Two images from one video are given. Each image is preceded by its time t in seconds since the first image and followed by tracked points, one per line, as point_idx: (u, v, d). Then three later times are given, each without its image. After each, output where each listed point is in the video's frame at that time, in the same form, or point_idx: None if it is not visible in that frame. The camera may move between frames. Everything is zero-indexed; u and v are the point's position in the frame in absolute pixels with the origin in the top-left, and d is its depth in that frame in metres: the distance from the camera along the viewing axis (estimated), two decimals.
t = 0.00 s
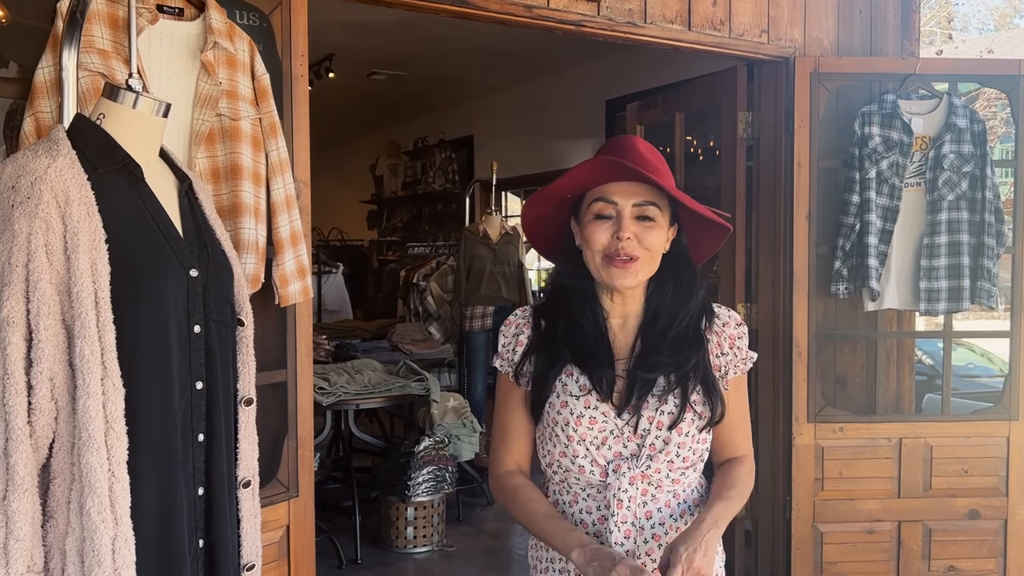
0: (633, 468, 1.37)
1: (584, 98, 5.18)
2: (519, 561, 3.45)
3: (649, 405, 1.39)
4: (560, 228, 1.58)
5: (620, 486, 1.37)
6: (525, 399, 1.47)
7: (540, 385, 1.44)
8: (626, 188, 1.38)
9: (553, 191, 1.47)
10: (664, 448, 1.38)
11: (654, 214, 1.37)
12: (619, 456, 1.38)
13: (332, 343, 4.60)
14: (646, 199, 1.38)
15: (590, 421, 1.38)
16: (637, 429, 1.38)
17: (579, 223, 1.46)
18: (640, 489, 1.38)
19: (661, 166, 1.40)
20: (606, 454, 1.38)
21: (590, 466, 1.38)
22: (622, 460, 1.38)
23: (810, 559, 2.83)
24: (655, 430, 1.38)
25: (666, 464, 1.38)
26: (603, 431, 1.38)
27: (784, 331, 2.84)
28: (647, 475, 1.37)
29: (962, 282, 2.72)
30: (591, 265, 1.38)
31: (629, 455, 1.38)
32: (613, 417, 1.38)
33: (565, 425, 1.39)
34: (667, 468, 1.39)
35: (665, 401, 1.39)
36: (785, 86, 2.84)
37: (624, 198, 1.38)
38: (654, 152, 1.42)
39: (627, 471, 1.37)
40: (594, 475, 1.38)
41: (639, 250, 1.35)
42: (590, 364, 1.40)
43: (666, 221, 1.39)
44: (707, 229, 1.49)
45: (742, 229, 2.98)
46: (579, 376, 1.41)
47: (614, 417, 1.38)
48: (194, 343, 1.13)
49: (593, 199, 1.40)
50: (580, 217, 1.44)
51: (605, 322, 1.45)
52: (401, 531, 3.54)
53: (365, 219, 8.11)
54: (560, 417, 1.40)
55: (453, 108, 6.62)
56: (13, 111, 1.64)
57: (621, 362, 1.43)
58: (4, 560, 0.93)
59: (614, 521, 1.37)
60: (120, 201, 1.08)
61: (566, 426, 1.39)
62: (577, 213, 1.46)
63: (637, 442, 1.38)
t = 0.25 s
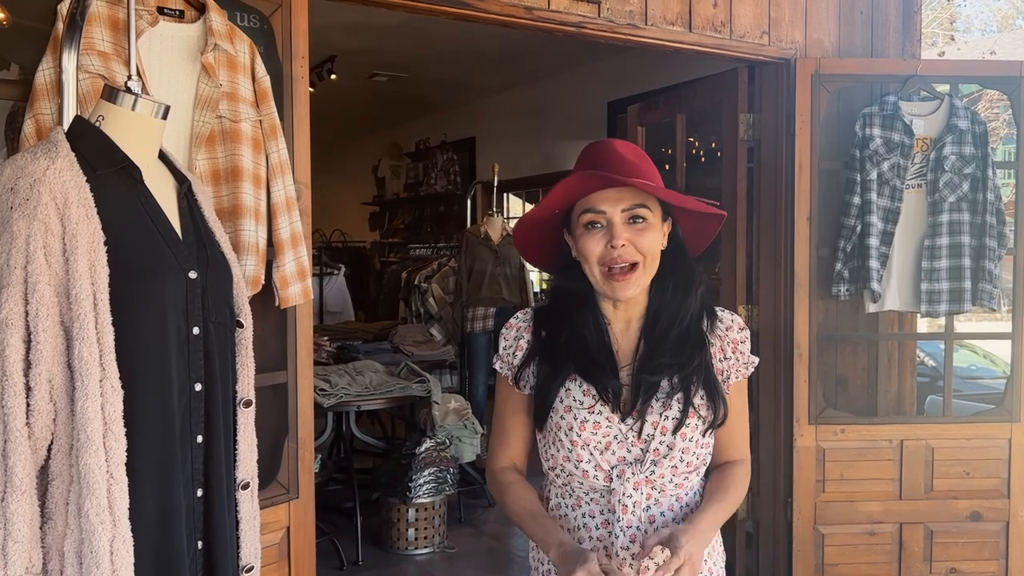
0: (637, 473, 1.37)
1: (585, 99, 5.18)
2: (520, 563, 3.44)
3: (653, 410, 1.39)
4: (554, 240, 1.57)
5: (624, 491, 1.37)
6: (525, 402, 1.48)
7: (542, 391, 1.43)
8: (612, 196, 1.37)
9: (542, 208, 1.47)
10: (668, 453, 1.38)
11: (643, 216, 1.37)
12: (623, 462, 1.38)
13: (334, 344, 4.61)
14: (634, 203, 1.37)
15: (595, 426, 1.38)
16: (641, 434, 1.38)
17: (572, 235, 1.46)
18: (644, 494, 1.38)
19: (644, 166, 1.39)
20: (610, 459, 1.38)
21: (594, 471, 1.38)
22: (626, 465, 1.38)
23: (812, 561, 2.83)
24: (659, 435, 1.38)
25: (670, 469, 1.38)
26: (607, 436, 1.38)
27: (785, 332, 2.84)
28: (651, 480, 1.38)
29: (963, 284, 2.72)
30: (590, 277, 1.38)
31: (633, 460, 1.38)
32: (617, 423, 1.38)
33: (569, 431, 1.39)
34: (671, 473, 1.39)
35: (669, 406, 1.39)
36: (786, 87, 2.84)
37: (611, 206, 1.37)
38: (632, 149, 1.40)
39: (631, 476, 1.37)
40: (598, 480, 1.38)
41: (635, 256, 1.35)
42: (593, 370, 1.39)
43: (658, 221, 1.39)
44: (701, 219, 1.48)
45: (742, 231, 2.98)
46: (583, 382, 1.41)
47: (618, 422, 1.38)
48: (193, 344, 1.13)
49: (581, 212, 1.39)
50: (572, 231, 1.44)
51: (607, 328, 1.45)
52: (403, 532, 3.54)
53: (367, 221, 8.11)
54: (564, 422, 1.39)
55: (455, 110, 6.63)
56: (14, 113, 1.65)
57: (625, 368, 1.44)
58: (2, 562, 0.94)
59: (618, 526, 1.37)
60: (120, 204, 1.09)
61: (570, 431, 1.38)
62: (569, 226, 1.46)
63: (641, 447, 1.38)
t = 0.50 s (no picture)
0: (636, 469, 1.36)
1: (586, 101, 5.18)
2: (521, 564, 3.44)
3: (653, 406, 1.39)
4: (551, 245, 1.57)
5: (622, 486, 1.36)
6: (525, 400, 1.48)
7: (542, 387, 1.43)
8: (605, 198, 1.37)
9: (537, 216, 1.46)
10: (667, 449, 1.37)
11: (638, 215, 1.37)
12: (621, 457, 1.37)
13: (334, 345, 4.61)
14: (627, 203, 1.37)
15: (594, 421, 1.38)
16: (640, 430, 1.38)
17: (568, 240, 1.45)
18: (641, 491, 1.36)
19: (633, 165, 1.39)
20: (608, 454, 1.37)
21: (592, 467, 1.37)
22: (625, 461, 1.37)
23: (812, 563, 2.82)
24: (658, 431, 1.38)
25: (668, 465, 1.37)
26: (606, 431, 1.38)
27: (785, 333, 2.84)
28: (649, 476, 1.37)
29: (963, 285, 2.72)
30: (590, 280, 1.38)
31: (632, 456, 1.38)
32: (616, 417, 1.38)
33: (568, 426, 1.39)
34: (670, 471, 1.38)
35: (669, 401, 1.39)
36: (786, 88, 2.84)
37: (605, 207, 1.37)
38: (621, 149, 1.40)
39: (629, 472, 1.36)
40: (596, 476, 1.38)
41: (633, 256, 1.34)
42: (593, 366, 1.40)
43: (653, 218, 1.39)
44: (695, 212, 1.47)
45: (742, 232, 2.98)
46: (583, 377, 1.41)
47: (617, 417, 1.38)
48: (192, 346, 1.14)
49: (576, 216, 1.39)
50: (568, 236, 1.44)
51: (608, 328, 1.45)
52: (403, 533, 3.54)
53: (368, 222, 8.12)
54: (564, 417, 1.40)
55: (456, 111, 6.63)
56: (14, 114, 1.65)
57: (625, 365, 1.44)
58: None
59: (615, 522, 1.35)
60: (118, 205, 1.09)
61: (569, 425, 1.38)
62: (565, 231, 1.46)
63: (640, 443, 1.38)
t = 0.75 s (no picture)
0: (635, 466, 1.36)
1: (586, 102, 5.18)
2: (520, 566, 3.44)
3: (651, 402, 1.39)
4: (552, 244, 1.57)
5: (621, 483, 1.35)
6: (525, 400, 1.49)
7: (541, 385, 1.43)
8: (603, 201, 1.36)
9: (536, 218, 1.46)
10: (666, 446, 1.36)
11: (636, 218, 1.36)
12: (621, 454, 1.37)
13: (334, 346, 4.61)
14: (624, 206, 1.36)
15: (593, 416, 1.38)
16: (640, 426, 1.38)
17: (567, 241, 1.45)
18: (641, 489, 1.36)
19: (631, 168, 1.38)
20: (608, 451, 1.37)
21: (592, 463, 1.37)
22: (624, 457, 1.37)
23: (812, 564, 2.82)
24: (658, 427, 1.37)
25: (669, 463, 1.36)
26: (605, 427, 1.37)
27: (785, 334, 2.84)
28: (649, 473, 1.36)
29: (963, 287, 2.71)
30: (588, 282, 1.38)
31: (631, 453, 1.37)
32: (615, 413, 1.38)
33: (568, 422, 1.38)
34: (670, 469, 1.37)
35: (668, 397, 1.39)
36: (786, 90, 2.84)
37: (603, 211, 1.36)
38: (619, 152, 1.40)
39: (628, 469, 1.35)
40: (596, 473, 1.37)
41: (630, 258, 1.34)
42: (592, 363, 1.40)
43: (651, 220, 1.38)
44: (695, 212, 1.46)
45: (742, 233, 2.98)
46: (581, 374, 1.42)
47: (616, 413, 1.38)
48: (189, 346, 1.13)
49: (573, 219, 1.39)
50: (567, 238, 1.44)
51: (607, 327, 1.45)
52: (402, 535, 3.53)
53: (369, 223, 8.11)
54: (563, 413, 1.39)
55: (456, 112, 6.63)
56: (13, 115, 1.64)
57: (624, 362, 1.44)
58: None
59: (615, 520, 1.35)
60: (116, 205, 1.09)
61: (568, 421, 1.38)
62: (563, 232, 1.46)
63: (639, 440, 1.37)
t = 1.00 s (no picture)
0: (631, 466, 1.36)
1: (586, 103, 5.18)
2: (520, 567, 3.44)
3: (648, 403, 1.39)
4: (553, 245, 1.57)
5: (617, 483, 1.35)
6: (525, 399, 1.48)
7: (538, 386, 1.43)
8: (600, 204, 1.36)
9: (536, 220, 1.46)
10: (663, 447, 1.36)
11: (633, 221, 1.36)
12: (618, 454, 1.37)
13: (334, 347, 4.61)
14: (622, 209, 1.36)
15: (589, 417, 1.38)
16: (636, 427, 1.38)
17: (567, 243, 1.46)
18: (638, 489, 1.36)
19: (630, 171, 1.37)
20: (604, 451, 1.37)
21: (589, 463, 1.37)
22: (621, 458, 1.37)
23: (811, 566, 2.82)
24: (654, 428, 1.37)
25: (665, 464, 1.37)
26: (602, 427, 1.38)
27: (785, 335, 2.84)
28: (645, 474, 1.36)
29: (963, 289, 2.71)
30: (586, 284, 1.38)
31: (628, 453, 1.37)
32: (612, 414, 1.38)
33: (564, 422, 1.39)
34: (666, 469, 1.37)
35: (664, 398, 1.39)
36: (786, 91, 2.84)
37: (601, 214, 1.36)
38: (619, 154, 1.39)
39: (625, 469, 1.35)
40: (592, 473, 1.37)
41: (626, 262, 1.34)
42: (589, 363, 1.40)
43: (649, 224, 1.37)
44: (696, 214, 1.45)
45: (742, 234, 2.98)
46: (578, 375, 1.42)
47: (612, 414, 1.38)
48: (188, 347, 1.13)
49: (572, 222, 1.39)
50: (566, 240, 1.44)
51: (606, 327, 1.45)
52: (402, 536, 3.53)
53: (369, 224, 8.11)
54: (560, 413, 1.40)
55: (456, 114, 6.63)
56: (12, 116, 1.64)
57: (621, 362, 1.44)
58: None
59: (612, 519, 1.35)
60: (114, 206, 1.09)
61: (565, 421, 1.38)
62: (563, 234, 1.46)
63: (636, 440, 1.37)
